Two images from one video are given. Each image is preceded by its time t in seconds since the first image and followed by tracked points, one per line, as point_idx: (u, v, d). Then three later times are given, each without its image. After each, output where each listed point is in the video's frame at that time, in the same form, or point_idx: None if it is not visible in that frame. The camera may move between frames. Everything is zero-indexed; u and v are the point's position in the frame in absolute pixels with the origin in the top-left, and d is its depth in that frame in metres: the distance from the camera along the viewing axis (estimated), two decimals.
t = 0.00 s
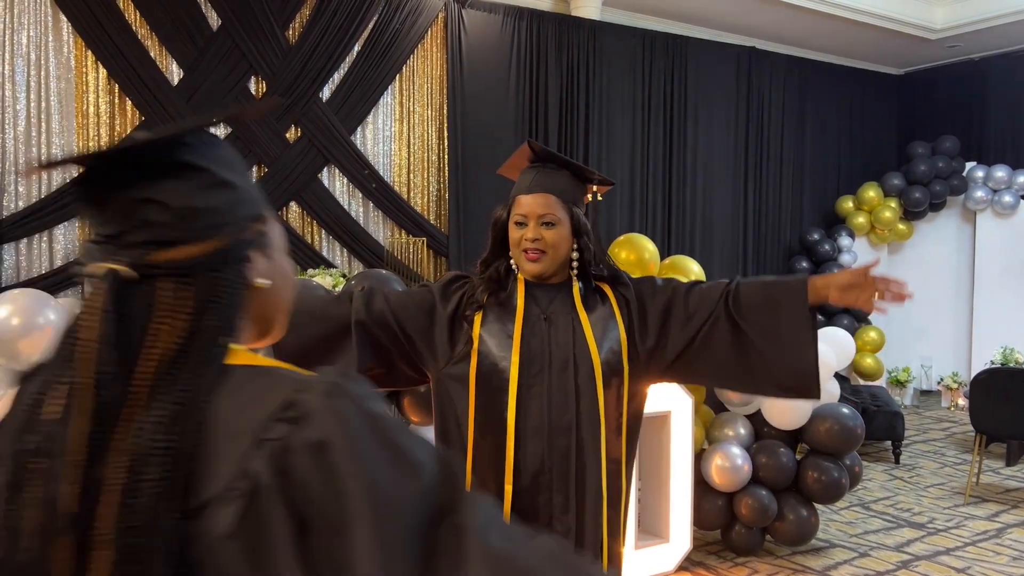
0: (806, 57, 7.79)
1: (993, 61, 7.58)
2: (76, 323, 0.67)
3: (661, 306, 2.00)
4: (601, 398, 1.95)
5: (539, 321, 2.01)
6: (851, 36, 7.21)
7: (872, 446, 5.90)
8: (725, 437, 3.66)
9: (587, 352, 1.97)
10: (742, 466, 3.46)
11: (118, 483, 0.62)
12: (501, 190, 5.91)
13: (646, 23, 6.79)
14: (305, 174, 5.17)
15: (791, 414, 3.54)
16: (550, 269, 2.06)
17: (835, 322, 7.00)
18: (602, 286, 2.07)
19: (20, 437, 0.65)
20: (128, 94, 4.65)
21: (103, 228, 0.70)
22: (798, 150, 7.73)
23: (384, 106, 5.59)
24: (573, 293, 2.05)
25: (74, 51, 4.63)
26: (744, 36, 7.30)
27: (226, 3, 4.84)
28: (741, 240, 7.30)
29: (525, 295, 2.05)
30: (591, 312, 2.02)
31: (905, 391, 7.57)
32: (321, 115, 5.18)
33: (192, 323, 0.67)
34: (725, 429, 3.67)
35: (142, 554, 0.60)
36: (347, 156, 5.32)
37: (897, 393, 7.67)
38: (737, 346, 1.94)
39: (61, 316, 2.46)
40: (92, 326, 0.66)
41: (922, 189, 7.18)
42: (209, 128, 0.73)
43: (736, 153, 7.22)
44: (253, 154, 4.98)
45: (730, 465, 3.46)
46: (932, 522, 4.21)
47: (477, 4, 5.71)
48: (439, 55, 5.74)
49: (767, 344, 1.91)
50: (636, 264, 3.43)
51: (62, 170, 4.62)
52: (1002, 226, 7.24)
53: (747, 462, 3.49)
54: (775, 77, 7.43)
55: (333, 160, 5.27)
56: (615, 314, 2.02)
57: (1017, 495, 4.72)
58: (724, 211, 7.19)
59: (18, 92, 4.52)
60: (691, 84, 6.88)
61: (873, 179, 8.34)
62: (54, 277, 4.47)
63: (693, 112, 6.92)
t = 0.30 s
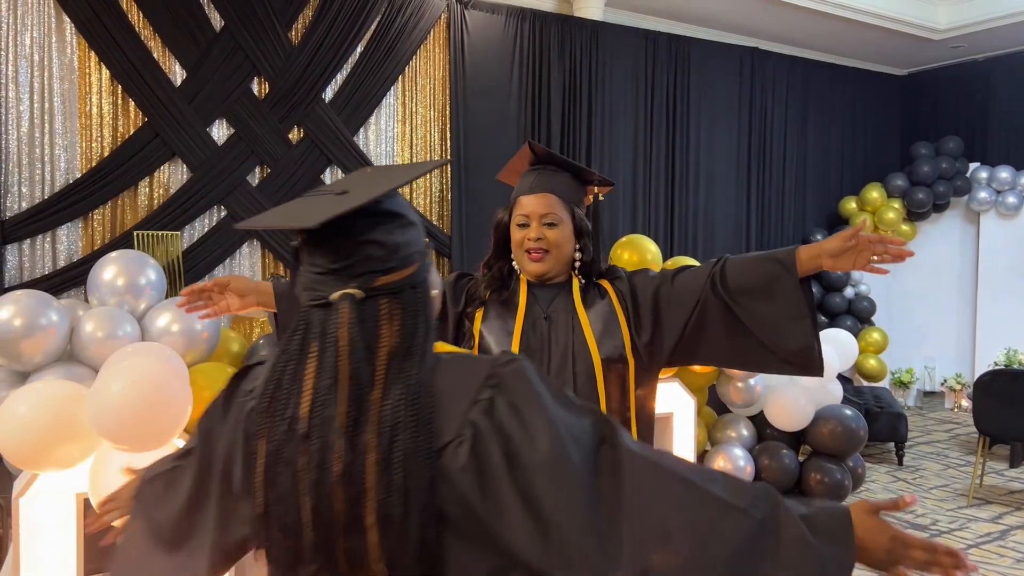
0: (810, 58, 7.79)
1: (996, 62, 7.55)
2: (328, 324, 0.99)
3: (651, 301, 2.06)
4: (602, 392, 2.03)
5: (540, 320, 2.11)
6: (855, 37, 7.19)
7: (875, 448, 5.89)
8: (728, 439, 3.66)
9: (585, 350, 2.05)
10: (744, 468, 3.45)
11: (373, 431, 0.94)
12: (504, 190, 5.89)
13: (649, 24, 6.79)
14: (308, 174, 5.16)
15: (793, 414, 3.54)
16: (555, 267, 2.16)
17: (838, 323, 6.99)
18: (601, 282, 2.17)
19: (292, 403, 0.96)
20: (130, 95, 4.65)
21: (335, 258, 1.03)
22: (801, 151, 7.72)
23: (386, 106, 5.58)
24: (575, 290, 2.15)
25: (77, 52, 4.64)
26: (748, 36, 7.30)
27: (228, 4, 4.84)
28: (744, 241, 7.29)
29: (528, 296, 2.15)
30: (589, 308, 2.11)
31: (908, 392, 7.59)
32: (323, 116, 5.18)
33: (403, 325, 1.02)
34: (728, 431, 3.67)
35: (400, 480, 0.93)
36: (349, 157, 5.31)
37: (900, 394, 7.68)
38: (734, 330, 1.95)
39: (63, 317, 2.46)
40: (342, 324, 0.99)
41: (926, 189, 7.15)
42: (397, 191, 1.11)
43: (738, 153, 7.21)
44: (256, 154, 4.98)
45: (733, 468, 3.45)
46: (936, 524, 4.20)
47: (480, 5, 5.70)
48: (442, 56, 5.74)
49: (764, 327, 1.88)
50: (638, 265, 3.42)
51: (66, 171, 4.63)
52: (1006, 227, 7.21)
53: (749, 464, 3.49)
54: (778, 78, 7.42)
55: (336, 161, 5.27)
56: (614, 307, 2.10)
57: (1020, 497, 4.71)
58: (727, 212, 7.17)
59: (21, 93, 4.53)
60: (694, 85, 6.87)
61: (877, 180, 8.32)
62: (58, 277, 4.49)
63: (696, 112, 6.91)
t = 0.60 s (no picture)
0: (813, 58, 7.78)
1: (1000, 62, 7.54)
2: (460, 298, 1.18)
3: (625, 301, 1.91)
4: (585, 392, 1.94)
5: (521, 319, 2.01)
6: (858, 37, 7.18)
7: (877, 449, 5.88)
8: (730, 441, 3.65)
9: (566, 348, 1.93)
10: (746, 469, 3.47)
11: (506, 389, 1.13)
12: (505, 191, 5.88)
13: (651, 24, 6.79)
14: (309, 174, 5.16)
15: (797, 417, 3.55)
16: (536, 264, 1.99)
17: (840, 324, 6.98)
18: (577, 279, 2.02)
19: (431, 368, 1.15)
20: (132, 95, 4.66)
21: (461, 241, 1.22)
22: (804, 151, 7.71)
23: (388, 106, 5.58)
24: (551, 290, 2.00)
25: (79, 51, 4.64)
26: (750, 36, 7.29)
27: (230, 3, 4.84)
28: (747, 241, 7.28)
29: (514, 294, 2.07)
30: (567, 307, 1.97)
31: (911, 393, 7.62)
32: (325, 116, 5.17)
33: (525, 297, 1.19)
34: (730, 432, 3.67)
35: (542, 422, 1.13)
36: (351, 157, 5.31)
37: (902, 395, 7.69)
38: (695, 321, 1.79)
39: (65, 317, 2.46)
40: (477, 298, 1.17)
41: (929, 190, 7.14)
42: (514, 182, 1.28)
43: (741, 154, 7.20)
44: (258, 154, 4.98)
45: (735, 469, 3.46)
46: (938, 525, 4.19)
47: (482, 4, 5.70)
48: (444, 56, 5.74)
49: (713, 331, 1.71)
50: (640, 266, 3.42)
51: (68, 170, 4.63)
52: (1009, 228, 7.20)
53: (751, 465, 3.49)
54: (780, 77, 7.41)
55: (338, 160, 5.27)
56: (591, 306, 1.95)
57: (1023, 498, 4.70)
58: (730, 212, 7.16)
59: (23, 92, 4.53)
60: (697, 85, 6.86)
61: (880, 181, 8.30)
62: (59, 276, 4.49)
63: (699, 112, 6.90)
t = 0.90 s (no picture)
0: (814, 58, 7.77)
1: (1001, 62, 7.53)
2: (547, 296, 1.15)
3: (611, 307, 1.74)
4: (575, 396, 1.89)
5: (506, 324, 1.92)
6: (860, 37, 7.16)
7: (879, 449, 5.87)
8: (732, 440, 3.65)
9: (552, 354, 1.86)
10: (748, 469, 3.46)
11: (608, 370, 1.13)
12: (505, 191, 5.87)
13: (653, 23, 6.78)
14: (310, 174, 5.16)
15: (799, 416, 3.52)
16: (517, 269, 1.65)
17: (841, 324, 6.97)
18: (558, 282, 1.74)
19: (525, 361, 1.10)
20: (133, 94, 4.65)
21: (543, 248, 1.17)
22: (805, 151, 7.70)
23: (389, 106, 5.58)
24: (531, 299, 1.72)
25: (79, 50, 4.63)
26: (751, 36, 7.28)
27: (231, 3, 4.83)
28: (748, 240, 7.27)
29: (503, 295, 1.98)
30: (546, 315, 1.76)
31: (912, 393, 7.64)
32: (326, 115, 5.16)
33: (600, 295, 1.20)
34: (732, 433, 3.66)
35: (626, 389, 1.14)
36: (352, 157, 5.31)
37: (903, 395, 7.71)
38: (709, 365, 1.24)
39: (65, 317, 2.45)
40: (568, 298, 1.15)
41: (930, 191, 7.13)
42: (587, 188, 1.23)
43: (742, 153, 7.19)
44: (259, 154, 4.97)
45: (737, 469, 3.46)
46: (940, 526, 4.19)
47: (483, 4, 5.69)
48: (445, 56, 5.74)
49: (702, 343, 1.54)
50: (642, 266, 3.41)
51: (68, 170, 4.62)
52: (1010, 229, 7.19)
53: (753, 465, 3.49)
54: (782, 77, 7.39)
55: (339, 160, 5.26)
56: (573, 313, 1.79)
57: None
58: (731, 212, 7.15)
59: (24, 92, 4.52)
60: (698, 84, 6.86)
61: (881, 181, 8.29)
62: (60, 276, 4.49)
63: (700, 112, 6.89)
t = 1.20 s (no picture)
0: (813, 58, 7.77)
1: (999, 62, 7.54)
2: (584, 309, 1.28)
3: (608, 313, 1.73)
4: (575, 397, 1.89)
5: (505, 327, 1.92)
6: (858, 36, 7.17)
7: (877, 449, 5.88)
8: (731, 441, 3.64)
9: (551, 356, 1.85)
10: (748, 469, 3.46)
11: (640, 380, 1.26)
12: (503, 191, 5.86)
13: (651, 23, 6.78)
14: (310, 174, 5.15)
15: (797, 416, 3.53)
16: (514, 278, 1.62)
17: (840, 324, 6.96)
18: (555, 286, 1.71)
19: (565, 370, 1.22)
20: (132, 94, 4.64)
21: (585, 266, 1.32)
22: (804, 150, 7.70)
23: (388, 106, 5.57)
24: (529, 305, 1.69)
25: (78, 50, 4.62)
26: (749, 36, 7.28)
27: (229, 3, 4.82)
28: (747, 240, 7.27)
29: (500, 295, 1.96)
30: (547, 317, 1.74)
31: (910, 392, 7.64)
32: (324, 115, 5.15)
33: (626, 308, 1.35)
34: (731, 433, 3.65)
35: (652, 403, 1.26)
36: (350, 157, 5.30)
37: (902, 395, 7.71)
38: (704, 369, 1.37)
39: (64, 317, 2.44)
40: (606, 313, 1.29)
41: (929, 190, 7.13)
42: (626, 207, 1.36)
43: (740, 153, 7.19)
44: (257, 153, 4.97)
45: (736, 469, 3.45)
46: (939, 526, 4.19)
47: (482, 3, 5.68)
48: (444, 55, 5.74)
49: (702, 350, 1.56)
50: (642, 266, 3.41)
51: (66, 170, 4.61)
52: (1008, 229, 7.20)
53: (752, 465, 3.48)
54: (780, 77, 7.39)
55: (338, 161, 5.26)
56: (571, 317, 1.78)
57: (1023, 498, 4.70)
58: (729, 211, 7.14)
59: (22, 92, 4.51)
60: (696, 85, 6.85)
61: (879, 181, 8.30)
62: (57, 276, 4.48)
63: (698, 112, 6.89)
